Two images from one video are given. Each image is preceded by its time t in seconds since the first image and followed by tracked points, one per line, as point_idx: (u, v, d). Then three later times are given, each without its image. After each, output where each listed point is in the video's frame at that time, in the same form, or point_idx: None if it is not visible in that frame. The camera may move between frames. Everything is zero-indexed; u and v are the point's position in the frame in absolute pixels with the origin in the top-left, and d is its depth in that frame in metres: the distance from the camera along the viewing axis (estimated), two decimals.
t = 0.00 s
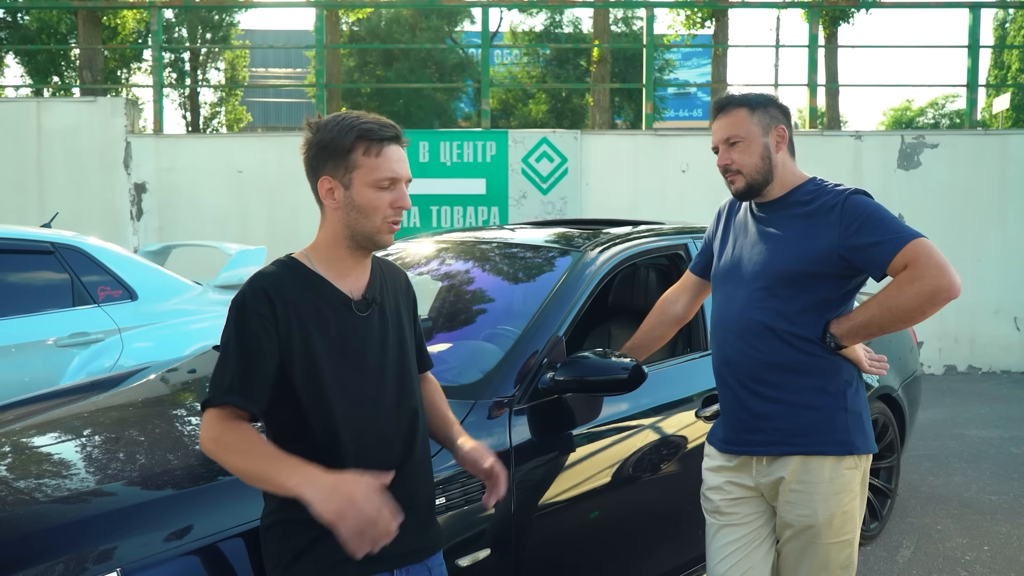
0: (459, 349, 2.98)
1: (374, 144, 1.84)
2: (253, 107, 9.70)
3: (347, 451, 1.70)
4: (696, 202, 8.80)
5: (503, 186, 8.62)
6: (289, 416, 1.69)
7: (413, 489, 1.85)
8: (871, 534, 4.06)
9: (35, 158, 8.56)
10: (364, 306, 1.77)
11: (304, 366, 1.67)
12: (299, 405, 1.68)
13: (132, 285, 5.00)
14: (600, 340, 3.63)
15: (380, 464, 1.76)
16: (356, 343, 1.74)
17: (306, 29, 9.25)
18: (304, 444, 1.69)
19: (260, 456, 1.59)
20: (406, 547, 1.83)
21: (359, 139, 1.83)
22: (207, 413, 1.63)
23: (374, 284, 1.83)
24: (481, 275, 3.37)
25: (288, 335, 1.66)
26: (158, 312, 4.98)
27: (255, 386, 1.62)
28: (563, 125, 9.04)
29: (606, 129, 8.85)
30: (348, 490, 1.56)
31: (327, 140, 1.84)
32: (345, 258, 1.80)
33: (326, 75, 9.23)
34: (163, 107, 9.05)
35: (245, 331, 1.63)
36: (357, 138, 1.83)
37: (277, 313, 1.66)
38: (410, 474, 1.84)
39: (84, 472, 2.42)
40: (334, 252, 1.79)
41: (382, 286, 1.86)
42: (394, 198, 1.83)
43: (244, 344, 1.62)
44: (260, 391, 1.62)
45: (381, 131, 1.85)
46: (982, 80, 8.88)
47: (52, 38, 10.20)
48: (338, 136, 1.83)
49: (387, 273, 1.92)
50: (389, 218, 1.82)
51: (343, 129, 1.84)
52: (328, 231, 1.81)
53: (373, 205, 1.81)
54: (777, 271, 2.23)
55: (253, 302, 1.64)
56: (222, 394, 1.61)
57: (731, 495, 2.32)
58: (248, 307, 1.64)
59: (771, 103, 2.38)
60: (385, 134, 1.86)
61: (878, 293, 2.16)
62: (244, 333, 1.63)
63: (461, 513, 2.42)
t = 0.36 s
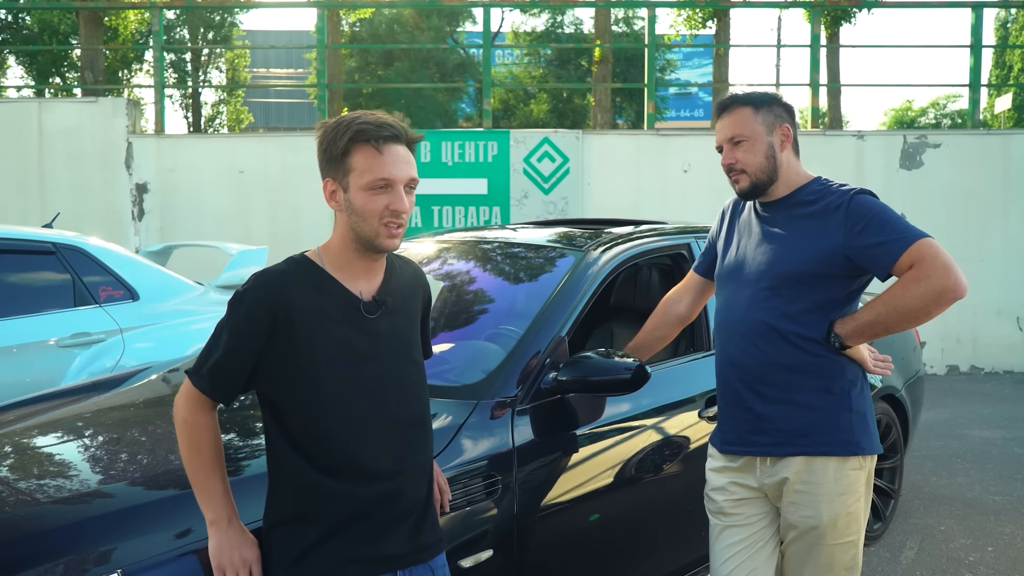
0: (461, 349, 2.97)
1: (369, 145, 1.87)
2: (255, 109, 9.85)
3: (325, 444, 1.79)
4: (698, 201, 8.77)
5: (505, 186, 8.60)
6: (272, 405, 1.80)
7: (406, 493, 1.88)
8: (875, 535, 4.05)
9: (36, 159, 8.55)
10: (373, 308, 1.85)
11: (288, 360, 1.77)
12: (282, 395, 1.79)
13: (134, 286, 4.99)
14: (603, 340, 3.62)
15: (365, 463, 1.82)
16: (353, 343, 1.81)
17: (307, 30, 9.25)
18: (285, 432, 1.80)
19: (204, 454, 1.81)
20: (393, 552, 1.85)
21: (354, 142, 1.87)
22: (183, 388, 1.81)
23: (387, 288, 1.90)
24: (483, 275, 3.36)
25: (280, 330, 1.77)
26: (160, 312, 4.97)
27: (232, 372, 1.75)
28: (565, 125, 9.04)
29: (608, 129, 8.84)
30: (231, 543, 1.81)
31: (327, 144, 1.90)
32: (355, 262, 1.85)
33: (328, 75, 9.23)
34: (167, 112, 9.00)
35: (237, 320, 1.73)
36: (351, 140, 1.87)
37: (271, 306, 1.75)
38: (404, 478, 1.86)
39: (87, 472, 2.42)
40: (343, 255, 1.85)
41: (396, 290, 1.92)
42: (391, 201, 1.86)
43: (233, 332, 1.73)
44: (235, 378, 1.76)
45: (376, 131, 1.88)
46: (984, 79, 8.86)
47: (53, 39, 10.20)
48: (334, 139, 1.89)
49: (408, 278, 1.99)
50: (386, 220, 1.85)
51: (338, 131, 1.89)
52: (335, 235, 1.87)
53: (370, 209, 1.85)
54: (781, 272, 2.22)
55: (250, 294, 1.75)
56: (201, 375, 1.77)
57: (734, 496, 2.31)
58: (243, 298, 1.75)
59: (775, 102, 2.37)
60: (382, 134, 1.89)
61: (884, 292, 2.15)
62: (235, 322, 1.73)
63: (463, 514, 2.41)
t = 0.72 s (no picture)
0: (460, 349, 2.96)
1: (368, 144, 1.86)
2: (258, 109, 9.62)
3: (320, 444, 1.78)
4: (700, 201, 8.75)
5: (506, 186, 8.58)
6: (267, 405, 1.80)
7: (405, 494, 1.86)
8: (876, 536, 4.03)
9: (38, 159, 8.55)
10: (369, 306, 1.83)
11: (282, 359, 1.76)
12: (277, 395, 1.78)
13: (133, 286, 4.98)
14: (602, 340, 3.61)
15: (361, 464, 1.80)
16: (348, 343, 1.80)
17: (308, 29, 9.24)
18: (280, 433, 1.79)
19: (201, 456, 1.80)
20: (390, 554, 1.83)
21: (352, 140, 1.86)
22: (177, 388, 1.79)
23: (381, 286, 1.88)
24: (483, 274, 3.35)
25: (273, 330, 1.75)
26: (160, 312, 4.97)
27: (225, 373, 1.74)
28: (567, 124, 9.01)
29: (609, 128, 8.82)
30: (232, 540, 1.84)
31: (322, 143, 1.88)
32: (349, 261, 1.84)
33: (329, 75, 9.22)
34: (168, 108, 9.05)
35: (230, 321, 1.72)
36: (349, 139, 1.86)
37: (265, 306, 1.74)
38: (402, 480, 1.85)
39: (87, 472, 2.40)
40: (339, 254, 1.83)
41: (394, 287, 1.91)
42: (390, 200, 1.84)
43: (226, 332, 1.72)
44: (228, 379, 1.75)
45: (373, 129, 1.87)
46: (987, 78, 8.85)
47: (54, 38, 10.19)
48: (330, 138, 1.87)
49: (408, 275, 1.98)
50: (386, 219, 1.84)
51: (334, 130, 1.87)
52: (331, 234, 1.85)
53: (368, 208, 1.83)
54: (779, 272, 2.21)
55: (243, 294, 1.74)
56: (194, 375, 1.76)
57: (733, 497, 2.29)
58: (236, 298, 1.74)
59: (776, 99, 2.35)
60: (379, 131, 1.88)
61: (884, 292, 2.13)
62: (228, 322, 1.72)
63: (461, 516, 2.40)
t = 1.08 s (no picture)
0: (456, 350, 2.94)
1: (381, 141, 1.84)
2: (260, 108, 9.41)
3: (309, 443, 1.76)
4: (704, 201, 8.71)
5: (508, 185, 8.56)
6: (254, 404, 1.78)
7: (397, 493, 1.85)
8: (879, 538, 4.00)
9: (40, 159, 8.55)
10: (360, 302, 1.82)
11: (272, 358, 1.75)
12: (264, 394, 1.76)
13: (133, 286, 4.96)
14: (602, 341, 3.58)
15: (351, 463, 1.79)
16: (338, 341, 1.77)
17: (310, 28, 9.23)
18: (268, 432, 1.77)
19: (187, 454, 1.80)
20: (382, 553, 1.81)
21: (365, 135, 1.83)
22: (161, 384, 1.78)
23: (371, 278, 1.87)
24: (483, 274, 3.33)
25: (262, 328, 1.74)
26: (160, 312, 4.96)
27: (211, 372, 1.72)
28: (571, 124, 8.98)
29: (611, 128, 8.79)
30: (220, 532, 1.83)
31: (330, 132, 1.83)
32: (342, 255, 1.82)
33: (331, 75, 9.21)
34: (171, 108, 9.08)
35: (217, 319, 1.71)
36: (364, 133, 1.83)
37: (252, 304, 1.72)
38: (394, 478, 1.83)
39: (88, 472, 2.39)
40: (332, 247, 1.82)
41: (382, 284, 1.89)
42: (395, 197, 1.85)
43: (212, 330, 1.71)
44: (215, 377, 1.73)
45: (387, 127, 1.86)
46: (992, 76, 8.77)
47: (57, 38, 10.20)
48: (343, 128, 1.83)
49: (397, 271, 1.97)
50: (390, 217, 1.84)
51: (348, 122, 1.83)
52: (326, 225, 1.82)
53: (375, 202, 1.83)
54: (778, 272, 2.19)
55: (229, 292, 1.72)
56: (180, 373, 1.74)
57: (731, 501, 2.27)
58: (223, 296, 1.72)
59: (775, 98, 2.33)
60: (391, 129, 1.87)
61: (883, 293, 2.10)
62: (215, 320, 1.71)
63: (457, 518, 2.38)
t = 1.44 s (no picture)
0: (449, 351, 2.91)
1: (352, 141, 1.81)
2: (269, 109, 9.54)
3: (285, 443, 1.75)
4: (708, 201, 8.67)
5: (510, 185, 8.52)
6: (230, 405, 1.76)
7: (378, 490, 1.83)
8: (881, 541, 3.94)
9: (43, 159, 8.55)
10: (334, 300, 1.80)
11: (245, 359, 1.73)
12: (239, 394, 1.74)
13: (132, 286, 4.94)
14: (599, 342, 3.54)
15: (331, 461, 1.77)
16: (311, 338, 1.76)
17: (314, 28, 9.22)
18: (245, 432, 1.75)
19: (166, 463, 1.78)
20: (365, 549, 1.80)
21: (335, 135, 1.80)
22: (138, 393, 1.76)
23: (345, 277, 1.84)
24: (482, 273, 3.29)
25: (233, 329, 1.72)
26: (159, 313, 4.94)
27: (185, 375, 1.71)
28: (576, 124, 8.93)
29: (615, 127, 8.74)
30: (198, 540, 1.81)
31: (301, 132, 1.80)
32: (314, 256, 1.80)
33: (335, 75, 9.18)
34: (175, 107, 9.05)
35: (188, 319, 1.69)
36: (335, 133, 1.80)
37: (224, 304, 1.71)
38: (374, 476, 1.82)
39: (87, 472, 2.36)
40: (303, 249, 1.79)
41: (356, 281, 1.87)
42: (368, 198, 1.81)
43: (184, 332, 1.69)
44: (189, 380, 1.72)
45: (358, 127, 1.82)
46: (1000, 75, 8.70)
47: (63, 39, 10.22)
48: (314, 128, 1.80)
49: (373, 271, 1.94)
50: (362, 218, 1.80)
51: (319, 121, 1.80)
52: (297, 227, 1.80)
53: (346, 204, 1.79)
54: (771, 273, 2.15)
55: (200, 292, 1.70)
56: (153, 379, 1.72)
57: (724, 505, 2.23)
58: (193, 296, 1.70)
59: (769, 96, 2.28)
60: (363, 129, 1.83)
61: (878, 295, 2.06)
62: (186, 322, 1.69)
63: (445, 523, 2.34)
